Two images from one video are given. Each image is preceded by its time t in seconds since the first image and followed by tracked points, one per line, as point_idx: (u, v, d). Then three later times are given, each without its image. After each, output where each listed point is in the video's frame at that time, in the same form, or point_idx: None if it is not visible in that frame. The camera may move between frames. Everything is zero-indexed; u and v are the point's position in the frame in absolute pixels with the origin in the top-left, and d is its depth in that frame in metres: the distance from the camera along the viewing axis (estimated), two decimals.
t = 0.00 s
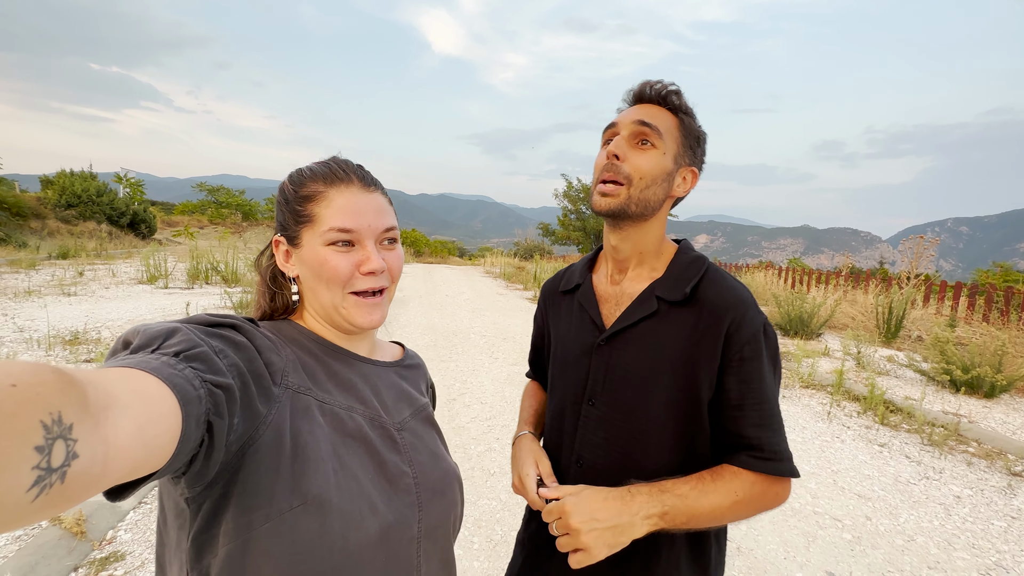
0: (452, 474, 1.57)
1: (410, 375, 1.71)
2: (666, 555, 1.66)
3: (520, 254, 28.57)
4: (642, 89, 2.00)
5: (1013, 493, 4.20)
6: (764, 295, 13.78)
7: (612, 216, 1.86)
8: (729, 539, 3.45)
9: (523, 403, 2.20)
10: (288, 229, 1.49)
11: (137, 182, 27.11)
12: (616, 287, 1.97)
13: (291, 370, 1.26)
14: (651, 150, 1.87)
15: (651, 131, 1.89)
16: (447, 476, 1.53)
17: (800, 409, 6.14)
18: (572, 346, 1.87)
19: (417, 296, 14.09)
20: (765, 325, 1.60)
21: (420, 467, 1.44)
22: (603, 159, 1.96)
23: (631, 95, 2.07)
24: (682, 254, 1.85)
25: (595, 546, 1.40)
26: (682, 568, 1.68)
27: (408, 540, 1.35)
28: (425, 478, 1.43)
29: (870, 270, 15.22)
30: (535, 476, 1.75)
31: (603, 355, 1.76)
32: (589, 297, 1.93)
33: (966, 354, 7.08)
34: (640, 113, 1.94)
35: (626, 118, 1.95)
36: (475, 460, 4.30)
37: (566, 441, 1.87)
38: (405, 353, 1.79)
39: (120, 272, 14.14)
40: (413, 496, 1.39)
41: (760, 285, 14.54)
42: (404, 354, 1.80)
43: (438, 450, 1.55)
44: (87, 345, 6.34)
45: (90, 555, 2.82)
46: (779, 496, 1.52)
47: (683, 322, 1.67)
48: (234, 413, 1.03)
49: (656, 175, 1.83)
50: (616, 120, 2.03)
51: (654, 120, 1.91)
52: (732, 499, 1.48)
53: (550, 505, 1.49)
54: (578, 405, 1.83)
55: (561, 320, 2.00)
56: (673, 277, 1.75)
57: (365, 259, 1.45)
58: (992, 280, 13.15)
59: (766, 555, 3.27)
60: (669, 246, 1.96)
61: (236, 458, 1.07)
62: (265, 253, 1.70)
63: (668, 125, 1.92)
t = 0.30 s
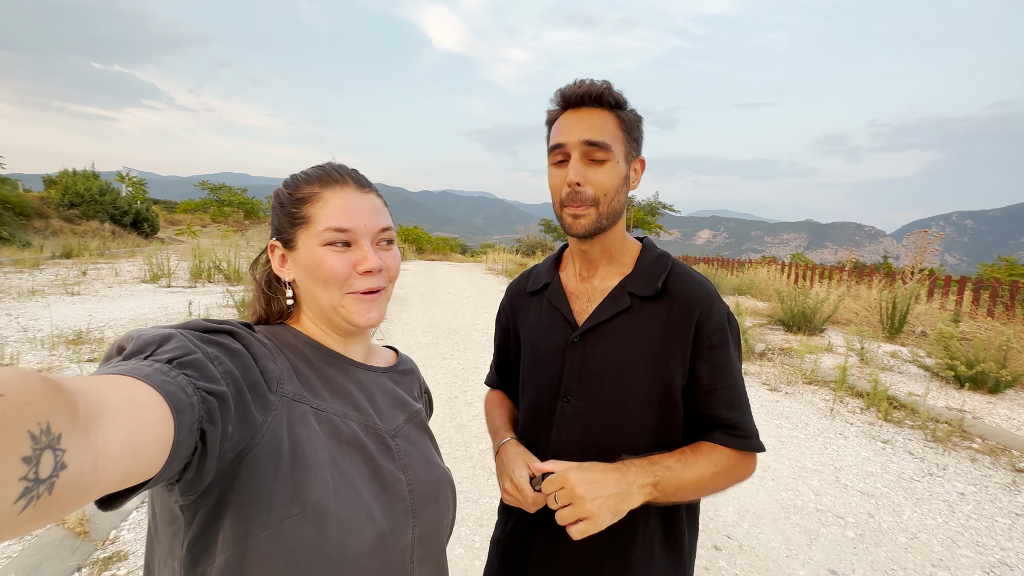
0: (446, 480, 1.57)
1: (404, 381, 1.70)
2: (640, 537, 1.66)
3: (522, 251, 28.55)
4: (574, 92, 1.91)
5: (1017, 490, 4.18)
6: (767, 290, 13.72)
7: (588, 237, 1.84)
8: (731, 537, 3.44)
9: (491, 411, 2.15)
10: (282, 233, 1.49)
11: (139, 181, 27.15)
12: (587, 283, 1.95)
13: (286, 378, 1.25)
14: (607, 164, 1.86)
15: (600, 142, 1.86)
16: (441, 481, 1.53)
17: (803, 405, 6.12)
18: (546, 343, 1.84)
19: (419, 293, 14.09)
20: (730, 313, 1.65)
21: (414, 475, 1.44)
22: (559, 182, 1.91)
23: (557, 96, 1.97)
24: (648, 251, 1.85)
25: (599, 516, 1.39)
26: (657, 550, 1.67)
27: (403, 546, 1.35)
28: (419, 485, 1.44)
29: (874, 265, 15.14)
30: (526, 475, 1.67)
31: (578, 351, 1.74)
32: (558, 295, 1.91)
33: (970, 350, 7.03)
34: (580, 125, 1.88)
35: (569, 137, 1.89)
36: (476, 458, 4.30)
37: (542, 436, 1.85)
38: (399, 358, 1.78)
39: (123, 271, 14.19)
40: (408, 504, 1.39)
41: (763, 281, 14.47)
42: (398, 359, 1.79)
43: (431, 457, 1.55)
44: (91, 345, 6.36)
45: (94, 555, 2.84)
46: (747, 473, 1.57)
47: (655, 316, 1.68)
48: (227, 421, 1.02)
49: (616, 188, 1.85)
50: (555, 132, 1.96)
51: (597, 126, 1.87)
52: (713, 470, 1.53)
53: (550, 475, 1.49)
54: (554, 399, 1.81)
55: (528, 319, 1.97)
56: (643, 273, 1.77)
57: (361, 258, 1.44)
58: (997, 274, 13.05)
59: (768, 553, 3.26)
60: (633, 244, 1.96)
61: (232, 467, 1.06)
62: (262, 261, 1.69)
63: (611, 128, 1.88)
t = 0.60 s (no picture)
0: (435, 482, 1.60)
1: (402, 381, 1.71)
2: (623, 512, 1.76)
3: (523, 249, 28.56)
4: (524, 97, 2.04)
5: (1019, 485, 4.18)
6: (768, 288, 13.72)
7: (542, 228, 1.90)
8: (733, 534, 3.44)
9: (461, 412, 2.10)
10: (325, 223, 1.52)
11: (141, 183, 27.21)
12: (548, 280, 2.00)
13: (284, 379, 1.27)
14: (558, 158, 1.96)
15: (552, 138, 1.97)
16: (431, 490, 1.57)
17: (805, 402, 6.12)
18: (514, 344, 1.87)
19: (420, 293, 14.10)
20: (676, 298, 1.81)
21: (404, 481, 1.48)
22: (513, 175, 1.97)
23: (509, 101, 2.08)
24: (599, 246, 1.96)
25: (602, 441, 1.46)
26: (636, 516, 1.79)
27: (389, 553, 1.38)
28: (408, 495, 1.48)
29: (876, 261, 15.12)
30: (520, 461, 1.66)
31: (548, 347, 1.81)
32: (521, 295, 1.92)
33: (973, 345, 7.02)
34: (532, 124, 1.98)
35: (524, 133, 1.98)
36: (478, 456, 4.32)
37: (521, 432, 1.88)
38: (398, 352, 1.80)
39: (126, 272, 14.25)
40: (397, 507, 1.44)
41: (764, 278, 14.46)
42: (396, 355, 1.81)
43: (421, 462, 1.58)
44: (94, 346, 6.40)
45: (99, 554, 2.86)
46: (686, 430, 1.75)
47: (614, 305, 1.81)
48: (223, 418, 1.04)
49: (568, 181, 1.95)
50: (508, 131, 2.05)
51: (546, 125, 1.99)
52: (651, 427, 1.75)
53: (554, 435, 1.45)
54: (530, 396, 1.85)
55: (493, 319, 1.95)
56: (597, 267, 1.86)
57: (409, 255, 1.64)
58: (1000, 270, 13.03)
59: (770, 550, 3.27)
60: (584, 238, 2.04)
61: (227, 465, 1.07)
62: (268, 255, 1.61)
63: (561, 127, 2.02)
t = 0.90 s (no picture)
0: (412, 494, 1.66)
1: (394, 390, 1.73)
2: (611, 484, 1.78)
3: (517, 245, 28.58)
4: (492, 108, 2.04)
5: (1005, 472, 4.29)
6: (762, 281, 13.86)
7: (523, 236, 1.95)
8: (728, 522, 3.52)
9: (451, 407, 2.13)
10: (331, 228, 1.56)
11: (131, 180, 26.90)
12: (526, 276, 2.05)
13: (279, 382, 1.30)
14: (533, 172, 2.02)
15: (524, 153, 2.02)
16: (411, 503, 1.65)
17: (797, 393, 6.22)
18: (501, 336, 1.91)
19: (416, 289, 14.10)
20: (647, 276, 1.81)
21: (383, 493, 1.53)
22: (493, 190, 2.00)
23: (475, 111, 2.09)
24: (570, 236, 1.98)
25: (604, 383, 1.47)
26: (626, 486, 1.81)
27: (359, 563, 1.42)
28: (387, 507, 1.54)
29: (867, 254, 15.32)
30: (522, 446, 1.74)
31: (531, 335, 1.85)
32: (504, 291, 1.97)
33: (962, 336, 7.15)
34: (505, 141, 2.00)
35: (501, 151, 2.01)
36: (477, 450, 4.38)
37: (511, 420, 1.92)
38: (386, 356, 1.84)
39: (117, 270, 14.13)
40: (373, 517, 1.48)
41: (758, 271, 14.59)
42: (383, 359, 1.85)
43: (404, 475, 1.64)
44: (90, 345, 6.37)
45: (103, 551, 2.88)
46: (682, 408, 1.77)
47: (587, 290, 1.85)
48: (213, 419, 1.08)
49: (543, 194, 2.02)
50: (476, 149, 2.06)
51: (519, 140, 2.03)
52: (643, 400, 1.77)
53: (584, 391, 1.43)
54: (516, 384, 1.90)
55: (481, 318, 2.02)
56: (568, 256, 1.90)
57: (412, 260, 1.69)
58: (988, 261, 13.24)
59: (764, 537, 3.35)
60: (553, 231, 2.04)
61: (211, 463, 1.12)
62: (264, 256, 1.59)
63: (532, 139, 2.07)
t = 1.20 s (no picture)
0: (398, 495, 1.67)
1: (375, 392, 1.76)
2: (609, 505, 1.74)
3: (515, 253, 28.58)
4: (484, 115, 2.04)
5: (1006, 479, 4.26)
6: (759, 288, 13.89)
7: (518, 243, 1.94)
8: (728, 534, 3.47)
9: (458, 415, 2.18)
10: (295, 233, 1.54)
11: (127, 191, 26.89)
12: (519, 288, 2.05)
13: (248, 393, 1.28)
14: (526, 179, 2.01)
15: (517, 159, 2.01)
16: (396, 506, 1.66)
17: (796, 401, 6.20)
18: (496, 351, 1.89)
19: (413, 298, 14.07)
20: (645, 287, 1.77)
21: (368, 493, 1.54)
22: (485, 197, 1.98)
23: (467, 119, 2.09)
24: (565, 245, 1.98)
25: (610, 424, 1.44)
26: (626, 511, 1.76)
27: (348, 569, 1.42)
28: (371, 511, 1.54)
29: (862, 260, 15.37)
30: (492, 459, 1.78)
31: (524, 350, 1.82)
32: (498, 304, 1.96)
33: (959, 342, 7.14)
34: (495, 146, 2.00)
35: (492, 156, 2.00)
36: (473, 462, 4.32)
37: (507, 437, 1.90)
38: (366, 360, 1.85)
39: (113, 282, 14.09)
40: (359, 520, 1.49)
41: (754, 279, 14.64)
42: (364, 364, 1.86)
43: (390, 474, 1.66)
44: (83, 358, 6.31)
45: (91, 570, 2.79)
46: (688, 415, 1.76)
47: (580, 303, 1.81)
48: (180, 435, 1.05)
49: (538, 200, 2.02)
50: (470, 153, 2.07)
51: (511, 145, 2.01)
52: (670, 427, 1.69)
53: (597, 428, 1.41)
54: (512, 401, 1.87)
55: (480, 333, 2.02)
56: (563, 267, 1.88)
57: (382, 267, 1.69)
58: (982, 267, 13.31)
59: (765, 549, 3.30)
60: (551, 241, 2.05)
61: (182, 480, 1.08)
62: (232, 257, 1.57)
63: (526, 146, 2.07)
